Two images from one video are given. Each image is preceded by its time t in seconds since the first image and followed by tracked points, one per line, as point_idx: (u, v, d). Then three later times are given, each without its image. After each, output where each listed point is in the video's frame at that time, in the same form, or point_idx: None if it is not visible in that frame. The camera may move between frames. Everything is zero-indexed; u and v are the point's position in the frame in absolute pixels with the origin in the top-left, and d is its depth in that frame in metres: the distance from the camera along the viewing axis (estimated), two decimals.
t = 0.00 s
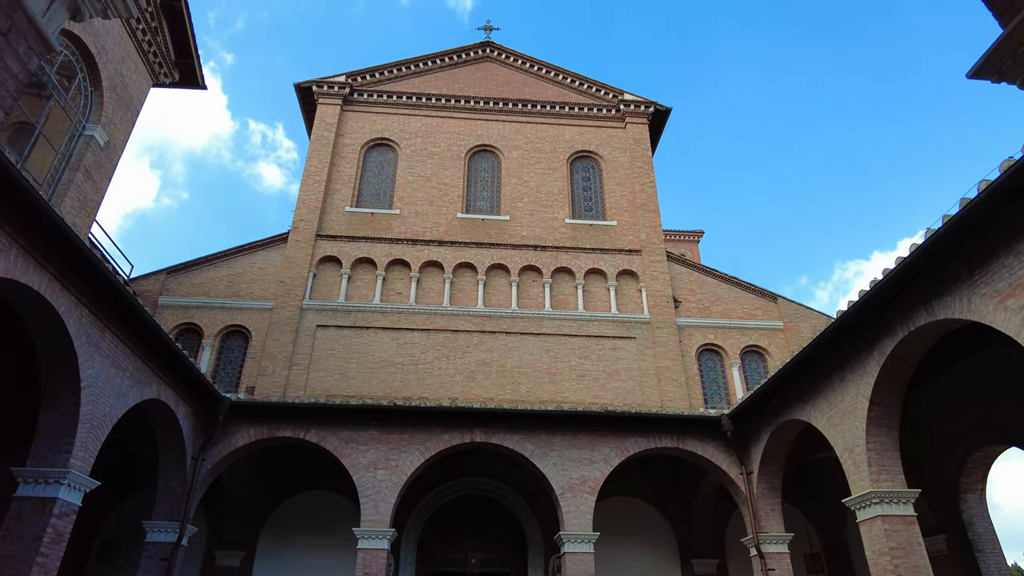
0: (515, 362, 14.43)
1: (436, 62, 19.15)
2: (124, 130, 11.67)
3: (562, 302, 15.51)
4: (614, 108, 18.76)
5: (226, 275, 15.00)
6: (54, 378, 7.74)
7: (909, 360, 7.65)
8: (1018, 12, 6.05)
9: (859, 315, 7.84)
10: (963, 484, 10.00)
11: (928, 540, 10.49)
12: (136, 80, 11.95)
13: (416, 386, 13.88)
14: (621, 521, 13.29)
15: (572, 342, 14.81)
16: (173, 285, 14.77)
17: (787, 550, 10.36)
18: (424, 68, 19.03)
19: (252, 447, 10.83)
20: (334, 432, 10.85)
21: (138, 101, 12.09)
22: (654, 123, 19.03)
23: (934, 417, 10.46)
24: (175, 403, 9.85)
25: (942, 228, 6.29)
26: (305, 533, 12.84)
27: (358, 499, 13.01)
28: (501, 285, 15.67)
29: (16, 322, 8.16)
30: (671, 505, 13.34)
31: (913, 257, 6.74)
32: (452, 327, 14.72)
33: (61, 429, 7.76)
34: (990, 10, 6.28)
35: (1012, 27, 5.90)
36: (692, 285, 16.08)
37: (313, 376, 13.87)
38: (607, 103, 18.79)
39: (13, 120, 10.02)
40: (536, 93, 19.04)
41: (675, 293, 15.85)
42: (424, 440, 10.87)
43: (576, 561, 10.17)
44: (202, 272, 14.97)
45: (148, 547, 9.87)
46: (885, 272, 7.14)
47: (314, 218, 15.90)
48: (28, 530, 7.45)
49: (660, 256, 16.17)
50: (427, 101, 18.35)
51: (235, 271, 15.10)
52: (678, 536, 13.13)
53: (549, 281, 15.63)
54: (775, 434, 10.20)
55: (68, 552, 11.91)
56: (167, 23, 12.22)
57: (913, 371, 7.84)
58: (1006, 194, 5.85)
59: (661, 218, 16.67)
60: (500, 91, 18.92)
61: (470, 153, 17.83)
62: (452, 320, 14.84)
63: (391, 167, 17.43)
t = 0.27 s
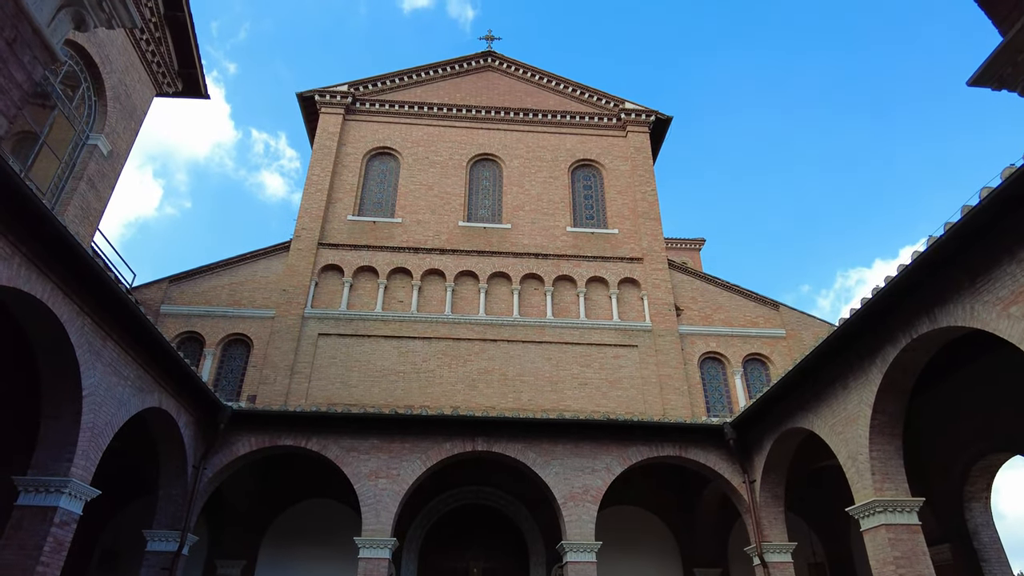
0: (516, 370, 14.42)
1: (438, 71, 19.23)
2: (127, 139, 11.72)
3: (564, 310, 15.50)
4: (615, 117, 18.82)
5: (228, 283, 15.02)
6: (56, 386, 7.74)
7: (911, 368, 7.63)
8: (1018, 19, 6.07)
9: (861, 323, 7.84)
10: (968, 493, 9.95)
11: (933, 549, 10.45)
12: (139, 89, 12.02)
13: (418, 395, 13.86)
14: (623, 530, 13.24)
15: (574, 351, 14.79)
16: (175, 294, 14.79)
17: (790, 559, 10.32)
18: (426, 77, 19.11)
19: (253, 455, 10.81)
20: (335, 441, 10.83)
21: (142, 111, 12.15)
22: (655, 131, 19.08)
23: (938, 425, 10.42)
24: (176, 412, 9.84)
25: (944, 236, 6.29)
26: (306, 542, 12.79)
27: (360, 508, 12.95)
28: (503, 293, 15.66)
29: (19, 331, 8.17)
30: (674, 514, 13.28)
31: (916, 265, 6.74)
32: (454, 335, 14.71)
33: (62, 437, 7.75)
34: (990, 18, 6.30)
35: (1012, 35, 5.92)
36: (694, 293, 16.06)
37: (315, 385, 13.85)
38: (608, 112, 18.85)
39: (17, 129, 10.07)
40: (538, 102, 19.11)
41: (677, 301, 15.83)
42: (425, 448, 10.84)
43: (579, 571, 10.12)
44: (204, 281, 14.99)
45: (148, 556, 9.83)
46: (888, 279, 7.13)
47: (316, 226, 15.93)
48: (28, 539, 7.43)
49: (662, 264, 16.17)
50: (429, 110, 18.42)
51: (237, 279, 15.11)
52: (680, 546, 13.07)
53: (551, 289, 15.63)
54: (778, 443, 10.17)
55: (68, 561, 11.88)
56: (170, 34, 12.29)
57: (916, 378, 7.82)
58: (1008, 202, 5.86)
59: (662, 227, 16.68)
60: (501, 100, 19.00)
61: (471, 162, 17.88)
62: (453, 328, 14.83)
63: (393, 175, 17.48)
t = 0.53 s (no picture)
0: (518, 375, 14.40)
1: (439, 78, 19.29)
2: (129, 145, 11.76)
3: (565, 315, 15.49)
4: (616, 122, 18.85)
5: (229, 289, 15.03)
6: (57, 392, 7.73)
7: (914, 373, 7.61)
8: (1019, 24, 6.07)
9: (863, 328, 7.82)
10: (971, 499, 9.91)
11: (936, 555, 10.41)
12: (141, 96, 12.06)
13: (419, 400, 13.84)
14: (625, 535, 13.20)
15: (575, 356, 14.77)
16: (176, 299, 14.80)
17: (793, 565, 10.28)
18: (428, 83, 19.16)
19: (254, 461, 10.79)
20: (336, 447, 10.81)
21: (144, 117, 12.19)
22: (656, 137, 19.10)
23: (940, 431, 10.37)
24: (177, 417, 9.83)
25: (946, 240, 6.29)
26: (307, 548, 12.76)
27: (361, 515, 12.90)
28: (504, 299, 15.66)
29: (20, 336, 8.17)
30: (676, 520, 13.23)
31: (918, 269, 6.73)
32: (455, 341, 14.70)
33: (63, 443, 7.74)
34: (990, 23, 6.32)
35: (1012, 40, 5.94)
36: (695, 298, 16.05)
37: (316, 390, 13.84)
38: (609, 118, 18.88)
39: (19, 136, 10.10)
40: (539, 108, 19.15)
41: (678, 306, 15.82)
42: (426, 454, 10.82)
43: None
44: (206, 286, 15.00)
45: (149, 562, 9.80)
46: (889, 284, 7.13)
47: (317, 232, 15.94)
48: (28, 545, 7.41)
49: (663, 269, 16.16)
50: (430, 116, 18.46)
51: (238, 285, 15.12)
52: (682, 552, 13.03)
53: (552, 295, 15.62)
54: (780, 448, 10.14)
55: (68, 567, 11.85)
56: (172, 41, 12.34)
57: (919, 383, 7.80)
58: (1010, 206, 5.85)
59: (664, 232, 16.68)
60: (502, 106, 19.04)
61: (473, 167, 17.90)
62: (454, 333, 14.82)
63: (395, 181, 17.50)
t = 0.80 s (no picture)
0: (519, 378, 14.39)
1: (440, 81, 19.32)
2: (131, 149, 11.78)
3: (566, 318, 15.48)
4: (616, 125, 18.86)
5: (230, 292, 15.03)
6: (58, 394, 7.74)
7: (915, 375, 7.61)
8: (1019, 26, 6.07)
9: (865, 330, 7.81)
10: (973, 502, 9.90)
11: (938, 557, 10.40)
12: (143, 99, 12.08)
13: (420, 403, 13.83)
14: (626, 538, 13.18)
15: (576, 359, 14.77)
16: (177, 302, 14.81)
17: (794, 568, 10.26)
18: (429, 86, 19.19)
19: (255, 464, 10.78)
20: (337, 450, 10.80)
21: (145, 120, 12.20)
22: (657, 140, 19.12)
23: (940, 434, 10.38)
24: (178, 420, 9.84)
25: (947, 242, 6.28)
26: (308, 551, 12.74)
27: (362, 518, 12.86)
28: (505, 301, 15.66)
29: (22, 339, 8.17)
30: (677, 523, 13.21)
31: (919, 271, 6.72)
32: (456, 344, 14.69)
33: (64, 446, 7.74)
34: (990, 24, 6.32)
35: (1013, 42, 5.94)
36: (696, 301, 16.04)
37: (317, 393, 13.84)
38: (609, 121, 18.90)
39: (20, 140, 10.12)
40: (539, 111, 19.17)
41: (679, 309, 15.81)
42: (427, 457, 10.81)
43: None
44: (207, 290, 15.01)
45: (149, 565, 9.78)
46: (891, 286, 7.12)
47: (318, 235, 15.96)
48: (29, 547, 7.41)
49: (664, 271, 16.16)
50: (431, 119, 18.49)
51: (239, 288, 15.13)
52: (684, 555, 13.01)
53: (553, 297, 15.62)
54: (781, 451, 10.13)
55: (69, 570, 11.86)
56: (174, 45, 12.37)
57: (920, 386, 7.79)
58: (1012, 208, 5.84)
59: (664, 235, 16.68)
60: (503, 109, 19.06)
61: (474, 170, 17.92)
62: (455, 336, 14.82)
63: (396, 184, 17.52)
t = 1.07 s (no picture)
0: (519, 379, 14.39)
1: (441, 82, 19.33)
2: (131, 149, 11.78)
3: (567, 318, 15.48)
4: (617, 126, 18.86)
5: (231, 292, 15.04)
6: (59, 395, 7.74)
7: (916, 375, 7.60)
8: (1020, 25, 6.07)
9: (865, 330, 7.80)
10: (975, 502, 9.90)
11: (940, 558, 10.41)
12: (144, 100, 12.09)
13: (420, 404, 13.83)
14: (627, 539, 13.17)
15: (576, 359, 14.76)
16: (178, 303, 14.82)
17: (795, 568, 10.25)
18: (429, 87, 19.20)
19: (255, 465, 10.78)
20: (338, 450, 10.80)
21: (146, 121, 12.21)
22: (658, 141, 19.11)
23: (942, 434, 10.37)
24: (179, 421, 9.84)
25: (947, 242, 6.28)
26: (309, 552, 12.75)
27: (362, 519, 12.85)
28: (506, 302, 15.65)
29: (23, 340, 8.18)
30: (677, 524, 13.20)
31: (919, 271, 6.72)
32: (456, 344, 14.69)
33: (65, 446, 7.74)
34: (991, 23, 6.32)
35: (1013, 41, 5.94)
36: (697, 301, 16.03)
37: (318, 393, 13.84)
38: (610, 121, 18.90)
39: (21, 141, 10.13)
40: (540, 112, 19.17)
41: (680, 309, 15.81)
42: (428, 458, 10.80)
43: None
44: (208, 290, 15.02)
45: (150, 566, 9.78)
46: (892, 286, 7.12)
47: (319, 236, 15.96)
48: (29, 548, 7.41)
49: (665, 272, 16.15)
50: (432, 120, 18.49)
51: (240, 288, 15.14)
52: (685, 555, 13.00)
53: (553, 298, 15.61)
54: (782, 451, 10.13)
55: (70, 571, 11.86)
56: (175, 45, 12.37)
57: (921, 386, 7.78)
58: (1013, 207, 5.84)
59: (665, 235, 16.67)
60: (504, 110, 19.07)
61: (474, 171, 17.93)
62: (456, 337, 14.82)
63: (396, 185, 17.52)
